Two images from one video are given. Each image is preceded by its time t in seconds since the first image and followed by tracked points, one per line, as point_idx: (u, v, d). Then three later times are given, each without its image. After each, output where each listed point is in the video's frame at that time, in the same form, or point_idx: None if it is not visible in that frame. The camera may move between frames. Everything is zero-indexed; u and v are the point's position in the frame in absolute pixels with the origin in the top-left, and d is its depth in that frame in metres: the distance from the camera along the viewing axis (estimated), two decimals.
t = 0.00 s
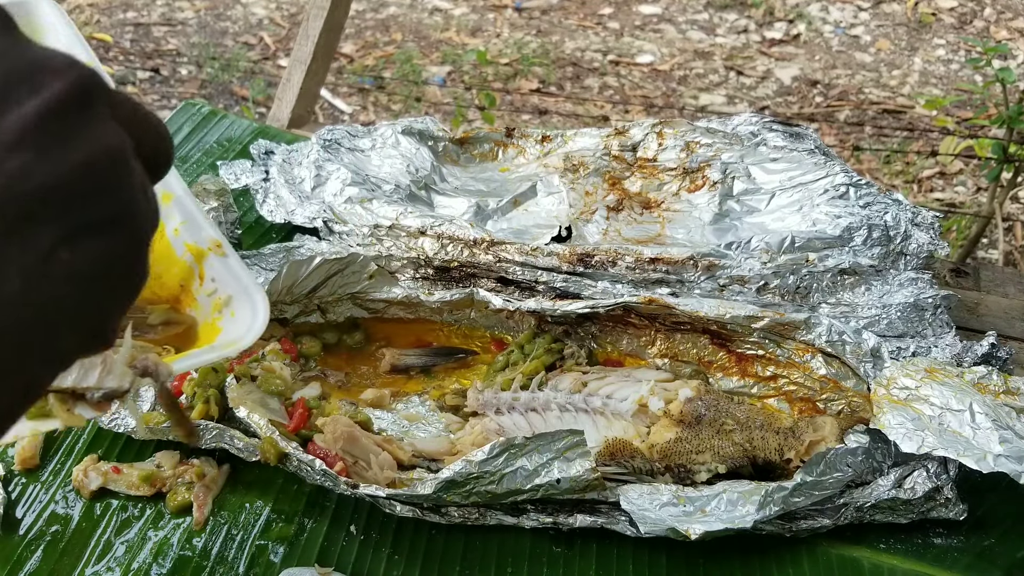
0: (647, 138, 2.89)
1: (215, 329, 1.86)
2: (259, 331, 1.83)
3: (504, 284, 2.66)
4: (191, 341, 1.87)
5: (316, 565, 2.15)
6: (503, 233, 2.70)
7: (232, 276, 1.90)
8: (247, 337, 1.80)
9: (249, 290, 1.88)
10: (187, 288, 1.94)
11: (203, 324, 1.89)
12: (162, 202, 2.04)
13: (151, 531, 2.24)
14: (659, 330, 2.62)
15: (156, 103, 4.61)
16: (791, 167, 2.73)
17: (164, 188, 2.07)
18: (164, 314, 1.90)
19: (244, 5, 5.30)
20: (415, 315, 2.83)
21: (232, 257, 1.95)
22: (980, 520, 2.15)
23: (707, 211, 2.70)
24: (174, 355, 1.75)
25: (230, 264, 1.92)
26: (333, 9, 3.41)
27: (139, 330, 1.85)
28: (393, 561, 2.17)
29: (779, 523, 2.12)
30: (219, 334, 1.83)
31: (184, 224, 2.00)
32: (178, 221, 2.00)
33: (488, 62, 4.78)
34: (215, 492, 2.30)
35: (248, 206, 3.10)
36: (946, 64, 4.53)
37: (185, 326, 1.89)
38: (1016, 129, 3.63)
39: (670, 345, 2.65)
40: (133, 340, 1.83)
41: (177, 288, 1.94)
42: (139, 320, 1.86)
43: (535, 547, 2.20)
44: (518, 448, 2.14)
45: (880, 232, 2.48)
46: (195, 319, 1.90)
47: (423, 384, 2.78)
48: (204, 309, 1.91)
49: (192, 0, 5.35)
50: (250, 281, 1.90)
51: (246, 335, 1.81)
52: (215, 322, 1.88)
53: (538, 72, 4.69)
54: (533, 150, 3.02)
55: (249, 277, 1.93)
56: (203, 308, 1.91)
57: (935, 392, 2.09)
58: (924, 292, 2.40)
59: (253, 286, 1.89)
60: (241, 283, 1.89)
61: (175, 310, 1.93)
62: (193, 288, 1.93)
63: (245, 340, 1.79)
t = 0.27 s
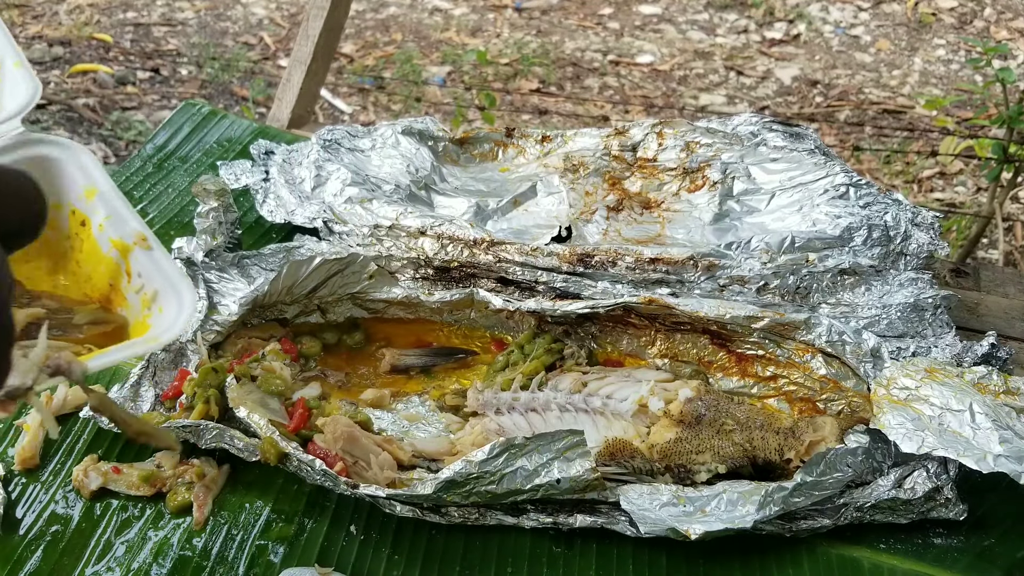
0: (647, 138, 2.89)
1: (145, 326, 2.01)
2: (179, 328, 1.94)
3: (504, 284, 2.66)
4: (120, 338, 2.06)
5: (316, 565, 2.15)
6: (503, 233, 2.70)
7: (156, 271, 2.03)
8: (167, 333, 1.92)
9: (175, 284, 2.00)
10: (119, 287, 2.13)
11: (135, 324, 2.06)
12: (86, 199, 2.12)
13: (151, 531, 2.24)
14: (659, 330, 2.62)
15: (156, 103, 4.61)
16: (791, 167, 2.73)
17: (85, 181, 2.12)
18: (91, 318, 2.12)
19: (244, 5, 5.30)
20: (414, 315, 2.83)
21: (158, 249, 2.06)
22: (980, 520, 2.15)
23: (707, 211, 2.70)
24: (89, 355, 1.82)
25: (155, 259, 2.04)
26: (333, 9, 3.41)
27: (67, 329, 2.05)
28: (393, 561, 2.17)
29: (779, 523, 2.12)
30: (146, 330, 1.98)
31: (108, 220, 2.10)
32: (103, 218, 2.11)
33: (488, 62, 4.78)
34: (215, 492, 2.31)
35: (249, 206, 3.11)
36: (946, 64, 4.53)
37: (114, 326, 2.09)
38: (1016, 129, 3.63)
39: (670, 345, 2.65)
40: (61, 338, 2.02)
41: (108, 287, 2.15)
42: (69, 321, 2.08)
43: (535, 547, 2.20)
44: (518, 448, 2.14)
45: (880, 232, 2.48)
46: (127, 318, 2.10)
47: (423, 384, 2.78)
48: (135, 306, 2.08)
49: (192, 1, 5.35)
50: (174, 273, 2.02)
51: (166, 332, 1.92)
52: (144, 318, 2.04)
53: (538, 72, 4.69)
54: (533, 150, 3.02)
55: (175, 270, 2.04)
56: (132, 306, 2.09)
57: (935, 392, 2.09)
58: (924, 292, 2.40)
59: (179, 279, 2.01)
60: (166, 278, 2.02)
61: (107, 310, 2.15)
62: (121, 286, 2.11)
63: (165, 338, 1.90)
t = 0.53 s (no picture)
0: (647, 138, 2.89)
1: (77, 348, 2.04)
2: (111, 350, 1.98)
3: (504, 284, 2.66)
4: (46, 362, 2.08)
5: (316, 565, 2.15)
6: (503, 233, 2.70)
7: (87, 288, 2.08)
8: (99, 355, 1.96)
9: (107, 304, 2.05)
10: (51, 308, 2.16)
11: (70, 345, 2.09)
12: (19, 219, 2.19)
13: (151, 532, 2.24)
14: (659, 329, 2.62)
15: (155, 103, 4.61)
16: (791, 167, 2.73)
17: (21, 203, 2.19)
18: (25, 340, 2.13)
19: (244, 6, 5.31)
20: (414, 314, 2.84)
21: (91, 270, 2.12)
22: (980, 520, 2.15)
23: (707, 211, 2.70)
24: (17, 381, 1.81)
25: (88, 280, 2.09)
26: (334, 9, 3.41)
27: None
28: (393, 561, 2.17)
29: (779, 523, 2.12)
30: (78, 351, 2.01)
31: (41, 240, 2.15)
32: (37, 238, 2.16)
33: (488, 62, 4.78)
34: (215, 492, 2.31)
35: (248, 206, 3.11)
36: (946, 64, 4.53)
37: (45, 349, 2.12)
38: (1016, 129, 3.63)
39: (670, 345, 2.65)
40: None
41: (42, 309, 2.17)
42: None
43: (535, 547, 2.20)
44: (518, 448, 2.14)
45: (880, 232, 2.48)
46: (60, 341, 2.13)
47: (423, 384, 2.77)
48: (68, 328, 2.12)
49: (192, 1, 5.35)
50: (108, 294, 2.07)
51: (99, 353, 1.97)
52: (77, 341, 2.07)
53: (538, 72, 4.69)
54: (533, 150, 3.02)
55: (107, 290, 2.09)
56: (65, 329, 2.11)
57: (935, 392, 2.09)
58: (924, 292, 2.40)
59: (112, 299, 2.06)
60: (100, 300, 2.06)
61: (41, 333, 2.16)
62: (55, 307, 2.14)
63: (97, 358, 1.95)
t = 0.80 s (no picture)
0: (647, 138, 2.90)
1: (40, 353, 2.05)
2: (76, 355, 2.00)
3: (504, 284, 2.66)
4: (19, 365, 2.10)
5: (316, 565, 2.15)
6: (503, 233, 2.70)
7: (49, 296, 2.08)
8: (63, 360, 1.98)
9: (68, 309, 2.07)
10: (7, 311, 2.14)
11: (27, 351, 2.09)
12: None
13: (151, 532, 2.24)
14: (659, 329, 2.63)
15: (156, 103, 4.61)
16: (791, 167, 2.73)
17: None
18: None
19: (244, 6, 5.31)
20: (414, 314, 2.84)
21: (52, 274, 2.12)
22: (980, 520, 2.15)
23: (707, 211, 2.70)
24: None
25: (48, 283, 2.10)
26: (334, 9, 3.41)
27: None
28: (393, 561, 2.17)
29: (779, 523, 2.12)
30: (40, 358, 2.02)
31: None
32: None
33: (488, 62, 4.78)
34: (215, 493, 2.31)
35: (248, 206, 3.11)
36: (946, 64, 4.53)
37: (11, 352, 2.12)
38: (1016, 129, 3.63)
39: (670, 345, 2.65)
40: None
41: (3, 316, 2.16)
42: None
43: (534, 547, 2.20)
44: (518, 448, 2.14)
45: (880, 232, 2.48)
46: (20, 344, 2.11)
47: (423, 384, 2.77)
48: (28, 333, 2.10)
49: (192, 1, 5.36)
50: (70, 300, 2.08)
51: (63, 359, 1.98)
52: (37, 348, 2.07)
53: (538, 72, 4.69)
54: (533, 151, 3.02)
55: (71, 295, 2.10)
56: (25, 333, 2.11)
57: (935, 392, 2.09)
58: (925, 292, 2.40)
59: (73, 304, 2.07)
60: (61, 304, 2.08)
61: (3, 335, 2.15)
62: (14, 313, 2.13)
63: (61, 364, 1.96)
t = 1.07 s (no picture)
0: (647, 138, 2.90)
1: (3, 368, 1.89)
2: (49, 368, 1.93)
3: (504, 284, 2.66)
4: None
5: (316, 565, 2.15)
6: (503, 233, 2.70)
7: (20, 308, 1.92)
8: (36, 376, 1.91)
9: (40, 324, 1.94)
10: None
11: None
12: None
13: (151, 532, 2.24)
14: (658, 329, 2.63)
15: (156, 103, 4.61)
16: (791, 167, 2.73)
17: None
18: None
19: (244, 6, 5.31)
20: (414, 314, 2.84)
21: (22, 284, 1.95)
22: (980, 520, 2.15)
23: (707, 211, 2.70)
24: None
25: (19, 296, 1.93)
26: (334, 9, 3.41)
27: None
28: (393, 561, 2.17)
29: (779, 523, 2.12)
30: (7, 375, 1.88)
31: None
32: None
33: (488, 62, 4.78)
34: (215, 493, 2.31)
35: (248, 206, 3.11)
36: (946, 64, 4.53)
37: None
38: (1016, 129, 3.63)
39: (670, 345, 2.65)
40: None
41: None
42: None
43: (534, 547, 2.20)
44: (518, 448, 2.14)
45: (880, 232, 2.48)
46: None
47: (423, 384, 2.77)
48: None
49: (192, 1, 5.35)
50: (41, 313, 1.95)
51: (35, 375, 1.90)
52: None
53: (538, 72, 4.69)
54: (533, 150, 3.02)
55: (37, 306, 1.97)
56: None
57: (935, 392, 2.09)
58: (925, 292, 2.39)
59: (43, 319, 1.95)
60: (31, 317, 1.94)
61: None
62: None
63: (35, 381, 1.90)
